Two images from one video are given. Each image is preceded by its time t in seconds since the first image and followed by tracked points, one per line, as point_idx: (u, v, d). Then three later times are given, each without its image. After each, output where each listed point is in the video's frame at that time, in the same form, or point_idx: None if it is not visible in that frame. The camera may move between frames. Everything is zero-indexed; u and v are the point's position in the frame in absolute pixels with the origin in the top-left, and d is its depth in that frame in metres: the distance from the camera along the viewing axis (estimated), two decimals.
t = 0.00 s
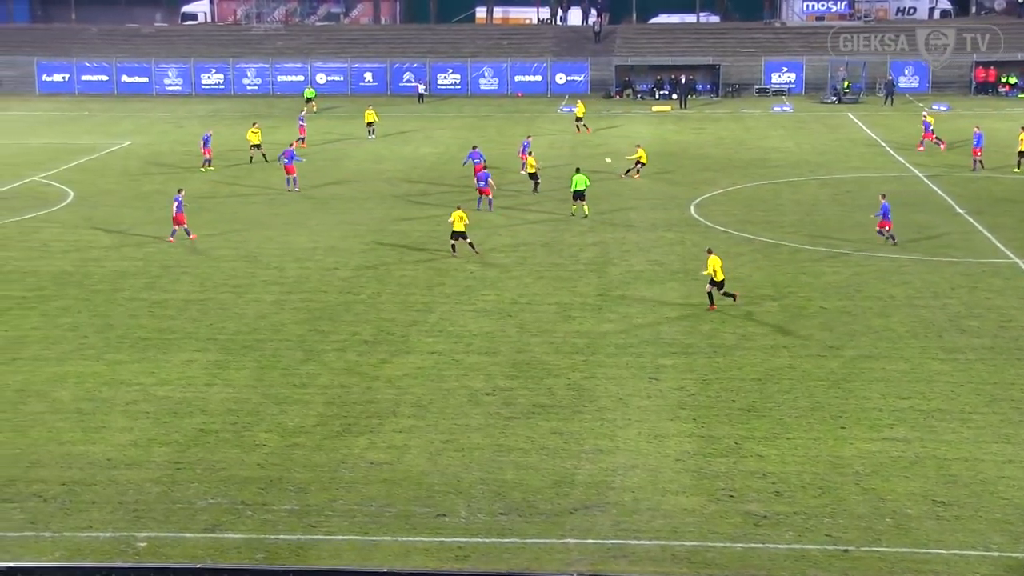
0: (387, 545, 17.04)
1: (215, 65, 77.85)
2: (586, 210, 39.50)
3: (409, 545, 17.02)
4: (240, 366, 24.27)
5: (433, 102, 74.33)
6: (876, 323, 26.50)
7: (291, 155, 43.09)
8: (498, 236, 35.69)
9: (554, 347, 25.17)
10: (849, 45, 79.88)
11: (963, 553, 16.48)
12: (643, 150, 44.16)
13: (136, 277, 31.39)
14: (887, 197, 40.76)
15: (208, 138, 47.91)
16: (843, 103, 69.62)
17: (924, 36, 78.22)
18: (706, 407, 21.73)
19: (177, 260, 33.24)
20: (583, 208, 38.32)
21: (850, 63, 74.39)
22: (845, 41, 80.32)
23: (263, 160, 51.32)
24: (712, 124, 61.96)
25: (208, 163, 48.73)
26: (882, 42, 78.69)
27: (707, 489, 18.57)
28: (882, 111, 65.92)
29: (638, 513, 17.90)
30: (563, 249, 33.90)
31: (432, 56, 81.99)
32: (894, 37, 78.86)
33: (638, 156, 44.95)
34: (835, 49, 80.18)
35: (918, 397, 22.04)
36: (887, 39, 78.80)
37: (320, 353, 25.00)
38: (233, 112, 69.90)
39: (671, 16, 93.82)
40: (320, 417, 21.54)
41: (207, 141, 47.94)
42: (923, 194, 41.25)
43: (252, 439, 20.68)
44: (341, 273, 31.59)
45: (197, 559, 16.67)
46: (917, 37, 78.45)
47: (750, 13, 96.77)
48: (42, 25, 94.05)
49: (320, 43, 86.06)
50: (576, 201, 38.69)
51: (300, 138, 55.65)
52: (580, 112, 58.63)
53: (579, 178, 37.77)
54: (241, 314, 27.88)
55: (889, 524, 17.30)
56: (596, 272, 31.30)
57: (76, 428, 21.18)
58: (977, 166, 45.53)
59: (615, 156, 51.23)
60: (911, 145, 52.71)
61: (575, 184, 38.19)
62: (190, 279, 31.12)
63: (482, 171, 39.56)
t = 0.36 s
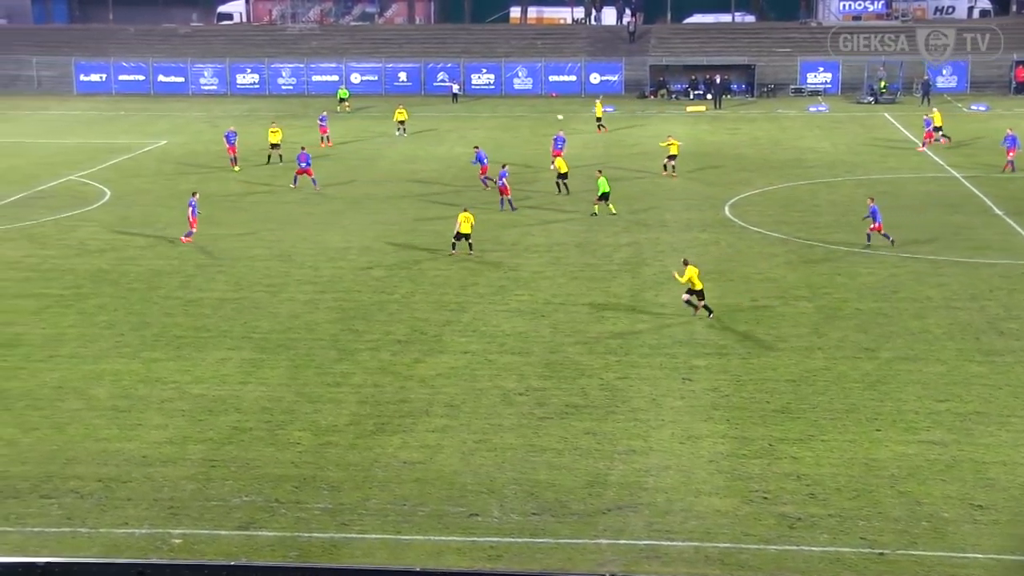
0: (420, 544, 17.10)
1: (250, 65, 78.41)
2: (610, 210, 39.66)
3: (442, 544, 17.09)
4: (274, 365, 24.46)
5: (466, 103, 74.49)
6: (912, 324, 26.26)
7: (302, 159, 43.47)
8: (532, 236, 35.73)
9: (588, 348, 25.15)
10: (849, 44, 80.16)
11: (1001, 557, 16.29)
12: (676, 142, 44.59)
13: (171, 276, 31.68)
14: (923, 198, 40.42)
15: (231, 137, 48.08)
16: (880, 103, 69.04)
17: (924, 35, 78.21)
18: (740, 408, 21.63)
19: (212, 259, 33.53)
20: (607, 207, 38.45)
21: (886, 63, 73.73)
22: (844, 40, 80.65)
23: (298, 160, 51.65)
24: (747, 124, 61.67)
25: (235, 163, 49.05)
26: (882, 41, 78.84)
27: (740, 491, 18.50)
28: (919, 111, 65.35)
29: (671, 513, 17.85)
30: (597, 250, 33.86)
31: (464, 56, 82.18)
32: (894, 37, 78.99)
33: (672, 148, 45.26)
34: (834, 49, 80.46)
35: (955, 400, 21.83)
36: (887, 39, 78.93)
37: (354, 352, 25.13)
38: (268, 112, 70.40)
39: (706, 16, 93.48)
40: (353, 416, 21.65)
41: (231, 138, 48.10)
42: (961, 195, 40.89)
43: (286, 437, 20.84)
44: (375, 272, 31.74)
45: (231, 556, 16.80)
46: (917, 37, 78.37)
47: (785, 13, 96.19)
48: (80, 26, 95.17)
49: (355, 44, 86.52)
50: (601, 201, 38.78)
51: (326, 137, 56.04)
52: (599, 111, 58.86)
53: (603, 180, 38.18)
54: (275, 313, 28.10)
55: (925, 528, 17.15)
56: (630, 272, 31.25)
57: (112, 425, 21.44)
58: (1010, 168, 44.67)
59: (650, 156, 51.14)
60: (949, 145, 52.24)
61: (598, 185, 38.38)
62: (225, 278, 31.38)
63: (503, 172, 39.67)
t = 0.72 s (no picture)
0: (474, 542, 17.19)
1: (309, 64, 79.19)
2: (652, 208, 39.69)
3: (497, 542, 17.17)
4: (330, 362, 24.73)
5: (521, 102, 74.57)
6: (975, 327, 25.81)
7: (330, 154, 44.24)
8: (588, 235, 35.71)
9: (644, 347, 25.11)
10: (849, 45, 78.38)
11: None
12: (735, 137, 45.53)
13: (230, 273, 32.16)
14: (987, 198, 39.70)
15: (276, 138, 48.52)
16: (943, 102, 68.07)
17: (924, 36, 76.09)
18: (797, 409, 21.44)
19: (270, 256, 33.97)
20: (650, 206, 38.43)
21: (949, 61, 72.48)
22: (845, 41, 78.77)
23: (355, 159, 52.09)
24: (805, 123, 60.94)
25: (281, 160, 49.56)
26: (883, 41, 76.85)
27: (798, 492, 18.36)
28: (983, 110, 64.14)
29: (727, 515, 17.76)
30: (653, 249, 33.75)
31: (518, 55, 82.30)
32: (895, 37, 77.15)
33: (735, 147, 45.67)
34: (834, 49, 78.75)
35: (1020, 404, 21.43)
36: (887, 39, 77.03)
37: (410, 350, 25.33)
38: (324, 111, 71.07)
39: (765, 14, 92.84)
40: (409, 414, 21.82)
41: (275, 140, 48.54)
42: None
43: (342, 434, 21.06)
44: (431, 271, 31.92)
45: (288, 552, 17.00)
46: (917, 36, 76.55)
47: (846, 11, 95.10)
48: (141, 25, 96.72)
49: (412, 42, 86.93)
50: (643, 199, 38.69)
51: (370, 136, 56.62)
52: (636, 110, 58.87)
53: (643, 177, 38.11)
54: (331, 310, 28.41)
55: (988, 533, 16.88)
56: (686, 272, 31.09)
57: (171, 420, 21.82)
58: None
59: (707, 156, 50.79)
60: (1014, 145, 51.18)
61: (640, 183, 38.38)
62: (282, 275, 31.79)
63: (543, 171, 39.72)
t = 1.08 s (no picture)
0: (545, 541, 17.30)
1: (382, 62, 80.03)
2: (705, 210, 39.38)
3: (567, 542, 17.27)
4: (402, 360, 25.08)
5: (597, 101, 75.10)
6: None
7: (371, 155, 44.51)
8: (660, 235, 35.67)
9: (715, 348, 25.07)
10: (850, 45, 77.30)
11: None
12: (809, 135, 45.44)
13: (303, 271, 32.73)
14: None
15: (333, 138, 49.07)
16: None
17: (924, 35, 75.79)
18: (871, 412, 21.27)
19: (343, 254, 34.48)
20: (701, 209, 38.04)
21: None
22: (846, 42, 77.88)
23: (427, 157, 52.54)
24: (881, 123, 60.00)
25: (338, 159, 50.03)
26: (883, 41, 75.78)
27: (871, 496, 18.21)
28: None
29: (799, 517, 17.69)
30: (726, 249, 33.59)
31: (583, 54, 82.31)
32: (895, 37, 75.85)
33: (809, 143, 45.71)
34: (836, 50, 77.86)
35: None
36: (887, 39, 75.87)
37: (480, 348, 25.57)
38: (394, 109, 71.77)
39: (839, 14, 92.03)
40: (480, 413, 22.05)
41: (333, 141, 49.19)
42: None
43: (413, 432, 21.33)
44: (503, 269, 32.18)
45: (359, 548, 17.22)
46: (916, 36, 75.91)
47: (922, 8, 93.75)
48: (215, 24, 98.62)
49: (486, 40, 87.62)
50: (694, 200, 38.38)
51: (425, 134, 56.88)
52: (693, 110, 58.72)
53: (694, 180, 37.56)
54: (403, 308, 28.79)
55: None
56: (759, 273, 30.92)
57: (244, 417, 22.25)
58: None
59: (780, 156, 50.33)
60: None
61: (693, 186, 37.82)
62: (354, 273, 32.28)
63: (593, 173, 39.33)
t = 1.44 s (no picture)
0: (606, 540, 17.37)
1: (445, 60, 80.61)
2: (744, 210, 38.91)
3: (628, 540, 17.34)
4: (463, 358, 25.35)
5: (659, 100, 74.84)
6: None
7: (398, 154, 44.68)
8: (723, 234, 35.56)
9: (778, 347, 25.00)
10: (850, 45, 75.37)
11: None
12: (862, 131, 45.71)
13: (366, 268, 33.19)
14: None
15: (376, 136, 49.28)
16: None
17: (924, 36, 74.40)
18: (936, 412, 21.10)
19: (405, 252, 34.88)
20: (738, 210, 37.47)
21: None
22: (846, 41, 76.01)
23: (490, 155, 52.82)
24: (949, 121, 59.06)
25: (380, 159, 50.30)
26: (883, 41, 73.92)
27: (935, 497, 18.07)
28: None
29: (862, 518, 17.62)
30: (789, 248, 33.37)
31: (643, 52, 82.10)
32: (895, 37, 74.14)
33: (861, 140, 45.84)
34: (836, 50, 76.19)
35: None
36: (887, 39, 74.01)
37: (542, 346, 25.77)
38: (456, 107, 72.25)
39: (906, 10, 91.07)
40: (541, 411, 22.24)
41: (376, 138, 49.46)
42: None
43: (474, 429, 21.53)
44: (565, 268, 32.31)
45: (420, 544, 17.32)
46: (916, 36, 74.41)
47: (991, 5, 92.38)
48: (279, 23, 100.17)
49: (548, 38, 87.91)
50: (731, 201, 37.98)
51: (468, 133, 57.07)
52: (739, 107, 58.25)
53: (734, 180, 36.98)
54: (465, 306, 29.10)
55: None
56: (822, 272, 30.70)
57: (306, 412, 22.50)
58: None
59: (845, 154, 49.82)
60: None
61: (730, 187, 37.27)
62: (417, 271, 32.65)
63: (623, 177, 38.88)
